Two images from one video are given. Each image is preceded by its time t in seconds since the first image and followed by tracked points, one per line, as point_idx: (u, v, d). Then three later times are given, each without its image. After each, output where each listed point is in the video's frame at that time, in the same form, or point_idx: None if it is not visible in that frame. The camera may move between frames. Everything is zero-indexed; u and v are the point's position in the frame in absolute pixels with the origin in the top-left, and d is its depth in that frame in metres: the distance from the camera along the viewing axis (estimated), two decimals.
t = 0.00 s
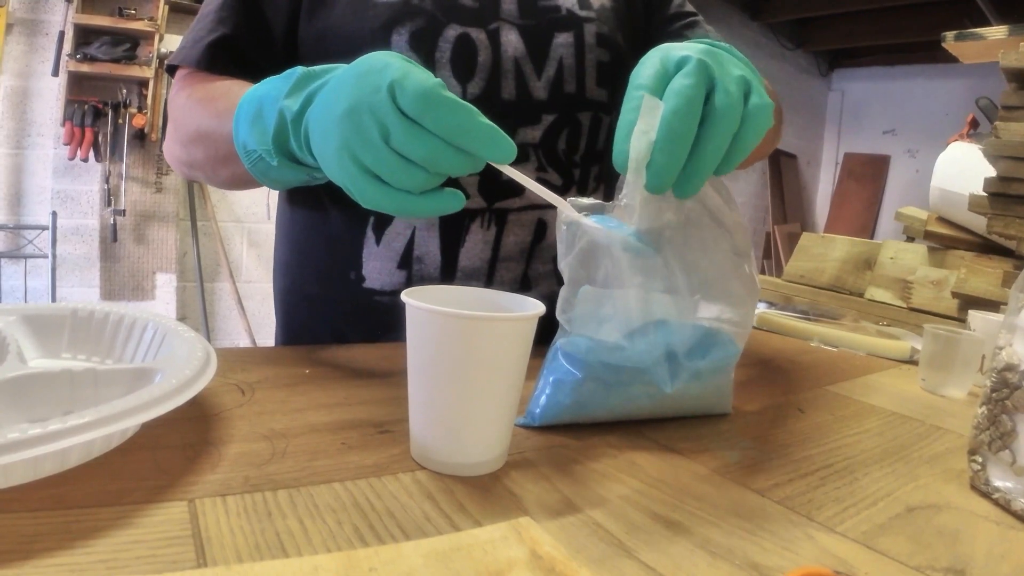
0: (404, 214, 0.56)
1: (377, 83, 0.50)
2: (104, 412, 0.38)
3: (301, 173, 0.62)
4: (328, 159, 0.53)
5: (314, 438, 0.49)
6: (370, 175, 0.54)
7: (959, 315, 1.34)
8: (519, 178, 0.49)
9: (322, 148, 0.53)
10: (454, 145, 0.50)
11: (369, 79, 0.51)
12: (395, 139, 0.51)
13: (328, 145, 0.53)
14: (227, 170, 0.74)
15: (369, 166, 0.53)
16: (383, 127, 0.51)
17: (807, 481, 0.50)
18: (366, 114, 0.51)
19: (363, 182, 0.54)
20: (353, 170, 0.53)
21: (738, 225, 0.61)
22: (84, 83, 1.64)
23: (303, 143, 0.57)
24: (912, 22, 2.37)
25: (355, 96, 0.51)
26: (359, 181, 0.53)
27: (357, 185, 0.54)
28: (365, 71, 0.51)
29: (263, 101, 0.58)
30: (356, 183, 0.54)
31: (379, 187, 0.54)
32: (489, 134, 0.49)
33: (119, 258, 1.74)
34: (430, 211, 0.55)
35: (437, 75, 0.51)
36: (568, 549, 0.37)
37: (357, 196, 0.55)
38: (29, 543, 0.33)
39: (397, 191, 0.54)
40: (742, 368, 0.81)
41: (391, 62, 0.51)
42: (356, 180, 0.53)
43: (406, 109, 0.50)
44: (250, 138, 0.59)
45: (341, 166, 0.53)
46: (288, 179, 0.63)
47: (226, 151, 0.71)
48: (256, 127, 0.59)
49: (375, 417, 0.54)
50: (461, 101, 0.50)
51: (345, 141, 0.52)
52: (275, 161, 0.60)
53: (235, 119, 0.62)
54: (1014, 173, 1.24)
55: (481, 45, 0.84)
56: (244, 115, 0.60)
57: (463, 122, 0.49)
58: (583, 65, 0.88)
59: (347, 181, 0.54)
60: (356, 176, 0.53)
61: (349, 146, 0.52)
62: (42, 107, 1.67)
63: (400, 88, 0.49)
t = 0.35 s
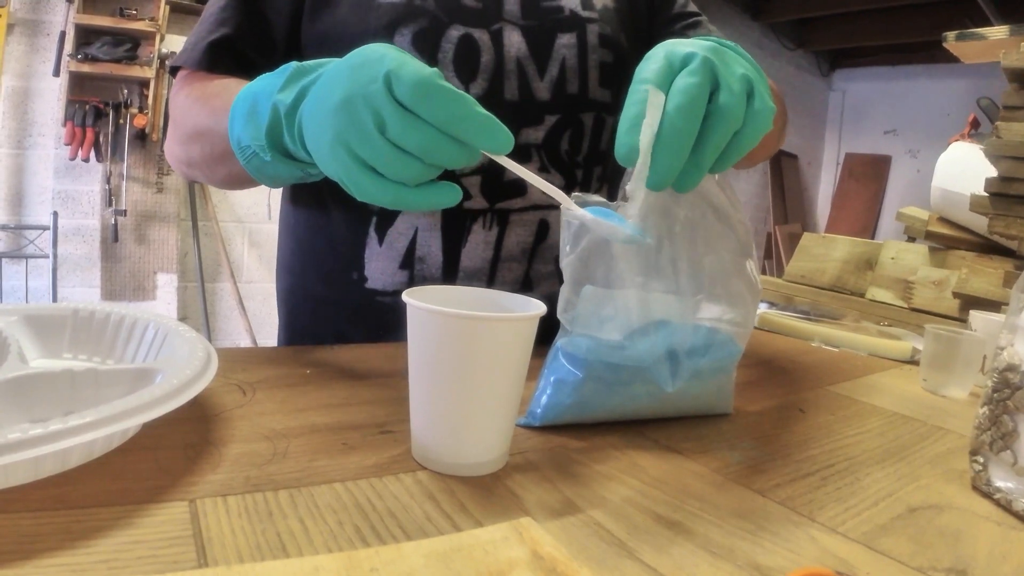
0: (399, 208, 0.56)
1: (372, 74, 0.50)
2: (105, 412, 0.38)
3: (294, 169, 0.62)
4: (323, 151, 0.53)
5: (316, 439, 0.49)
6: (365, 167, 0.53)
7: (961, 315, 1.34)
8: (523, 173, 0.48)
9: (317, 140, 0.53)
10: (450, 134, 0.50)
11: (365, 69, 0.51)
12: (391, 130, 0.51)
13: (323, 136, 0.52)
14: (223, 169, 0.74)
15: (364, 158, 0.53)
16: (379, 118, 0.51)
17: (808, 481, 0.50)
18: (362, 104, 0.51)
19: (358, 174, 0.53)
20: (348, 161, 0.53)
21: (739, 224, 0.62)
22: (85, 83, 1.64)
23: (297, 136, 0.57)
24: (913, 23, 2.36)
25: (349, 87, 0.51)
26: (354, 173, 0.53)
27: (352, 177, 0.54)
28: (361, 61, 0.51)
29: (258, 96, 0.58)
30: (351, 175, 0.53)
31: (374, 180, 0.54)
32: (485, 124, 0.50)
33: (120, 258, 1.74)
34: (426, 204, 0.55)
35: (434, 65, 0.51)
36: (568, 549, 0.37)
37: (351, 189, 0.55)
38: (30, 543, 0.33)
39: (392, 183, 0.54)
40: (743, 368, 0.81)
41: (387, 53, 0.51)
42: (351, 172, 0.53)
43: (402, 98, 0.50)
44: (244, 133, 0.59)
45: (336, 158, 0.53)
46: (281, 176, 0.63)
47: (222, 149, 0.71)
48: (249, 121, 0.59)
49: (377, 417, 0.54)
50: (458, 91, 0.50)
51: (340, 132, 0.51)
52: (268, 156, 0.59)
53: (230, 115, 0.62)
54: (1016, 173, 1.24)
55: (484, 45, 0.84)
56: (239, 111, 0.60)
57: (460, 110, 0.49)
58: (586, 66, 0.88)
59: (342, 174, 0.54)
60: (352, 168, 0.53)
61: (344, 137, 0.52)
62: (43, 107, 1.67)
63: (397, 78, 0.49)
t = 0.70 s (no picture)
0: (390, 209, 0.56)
1: (361, 76, 0.50)
2: (106, 412, 0.39)
3: (284, 168, 0.62)
4: (312, 152, 0.53)
5: (316, 439, 0.49)
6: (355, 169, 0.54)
7: (961, 315, 1.34)
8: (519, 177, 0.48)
9: (306, 143, 0.53)
10: (439, 137, 0.50)
11: (355, 71, 0.50)
12: (380, 133, 0.51)
13: (312, 138, 0.52)
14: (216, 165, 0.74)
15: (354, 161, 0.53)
16: (368, 120, 0.51)
17: (808, 481, 0.50)
18: (352, 107, 0.51)
19: (347, 176, 0.54)
20: (337, 163, 0.53)
21: (738, 225, 0.62)
22: (86, 83, 1.65)
23: (285, 133, 0.57)
24: (914, 23, 2.36)
25: (339, 90, 0.50)
26: (344, 176, 0.54)
27: (342, 178, 0.54)
28: (350, 63, 0.51)
29: (247, 96, 0.58)
30: (341, 176, 0.54)
31: (364, 181, 0.54)
32: (474, 126, 0.50)
33: (120, 258, 1.74)
34: (416, 206, 0.55)
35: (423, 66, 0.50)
36: (567, 550, 0.37)
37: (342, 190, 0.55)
38: (30, 543, 0.33)
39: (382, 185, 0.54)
40: (744, 368, 0.81)
41: (376, 54, 0.51)
42: (341, 174, 0.53)
43: (390, 101, 0.49)
44: (234, 133, 0.59)
45: (326, 159, 0.53)
46: (272, 175, 0.63)
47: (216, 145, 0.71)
48: (238, 119, 0.58)
49: (377, 417, 0.54)
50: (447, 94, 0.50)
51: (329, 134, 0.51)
52: (258, 156, 0.59)
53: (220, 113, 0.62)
54: (1017, 173, 1.24)
55: (487, 46, 0.84)
56: (230, 108, 0.60)
57: (448, 114, 0.49)
58: (588, 67, 0.88)
59: (332, 176, 0.54)
60: (342, 169, 0.53)
61: (334, 139, 0.52)
62: (44, 107, 1.67)
63: (386, 80, 0.49)
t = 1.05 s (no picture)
0: (393, 197, 0.55)
1: (368, 59, 0.50)
2: (107, 412, 0.39)
3: (280, 157, 0.61)
4: (314, 140, 0.53)
5: (316, 439, 0.49)
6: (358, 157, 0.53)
7: (962, 316, 1.34)
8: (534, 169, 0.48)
9: (308, 129, 0.53)
10: (447, 120, 0.50)
11: (359, 54, 0.50)
12: (388, 118, 0.51)
13: (315, 124, 0.52)
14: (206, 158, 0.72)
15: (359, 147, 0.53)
16: (375, 105, 0.51)
17: (808, 481, 0.50)
18: (357, 90, 0.50)
19: (351, 163, 0.53)
20: (341, 149, 0.52)
21: (739, 226, 0.62)
22: (86, 83, 1.65)
23: (282, 122, 0.57)
24: (914, 23, 2.36)
25: (344, 73, 0.50)
26: (348, 163, 0.53)
27: (346, 165, 0.53)
28: (355, 46, 0.50)
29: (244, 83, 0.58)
30: (345, 163, 0.53)
31: (366, 168, 0.54)
32: (483, 111, 0.50)
33: (120, 259, 1.74)
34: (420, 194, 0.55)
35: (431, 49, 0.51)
36: (567, 549, 0.37)
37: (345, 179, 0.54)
38: (29, 543, 0.33)
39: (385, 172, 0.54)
40: (744, 368, 0.81)
41: (379, 38, 0.51)
42: (344, 161, 0.53)
43: (398, 84, 0.50)
44: (230, 120, 0.59)
45: (330, 146, 0.52)
46: (268, 165, 0.62)
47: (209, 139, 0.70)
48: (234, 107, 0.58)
49: (377, 417, 0.54)
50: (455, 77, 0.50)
51: (334, 119, 0.51)
52: (252, 144, 0.59)
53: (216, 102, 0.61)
54: (1017, 174, 1.24)
55: (488, 47, 0.84)
56: (224, 99, 0.59)
57: (459, 96, 0.49)
58: (588, 68, 0.88)
59: (336, 163, 0.53)
60: (345, 155, 0.53)
61: (338, 124, 0.51)
62: (44, 108, 1.67)
63: (393, 63, 0.49)
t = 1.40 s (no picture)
0: (382, 191, 0.55)
1: (357, 52, 0.50)
2: (108, 411, 0.39)
3: (264, 151, 0.62)
4: (302, 132, 0.52)
5: (317, 439, 0.49)
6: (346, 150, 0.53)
7: (963, 316, 1.34)
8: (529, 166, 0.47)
9: (297, 123, 0.52)
10: (439, 114, 0.50)
11: (350, 48, 0.50)
12: (378, 111, 0.50)
13: (305, 117, 0.51)
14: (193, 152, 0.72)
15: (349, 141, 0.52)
16: (365, 98, 0.50)
17: (809, 481, 0.50)
18: (348, 83, 0.50)
19: (339, 156, 0.53)
20: (331, 143, 0.52)
21: (739, 222, 0.62)
22: (87, 83, 1.65)
23: (267, 116, 0.57)
24: (915, 23, 2.36)
25: (333, 66, 0.50)
26: (337, 157, 0.53)
27: (335, 159, 0.53)
28: (343, 39, 0.50)
29: (231, 75, 0.58)
30: (334, 157, 0.53)
31: (355, 161, 0.53)
32: (476, 104, 0.49)
33: (121, 258, 1.74)
34: (408, 187, 0.55)
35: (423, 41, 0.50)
36: (568, 550, 0.37)
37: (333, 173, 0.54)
38: (29, 543, 0.33)
39: (375, 166, 0.54)
40: (744, 368, 0.81)
41: (370, 31, 0.50)
42: (333, 154, 0.52)
43: (391, 78, 0.49)
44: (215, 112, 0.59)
45: (319, 141, 0.52)
46: (253, 159, 0.62)
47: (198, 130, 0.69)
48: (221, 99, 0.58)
49: (378, 417, 0.54)
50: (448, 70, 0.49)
51: (324, 112, 0.51)
52: (237, 137, 0.59)
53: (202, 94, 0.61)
54: (1018, 173, 1.24)
55: (489, 47, 0.84)
56: (210, 92, 0.60)
57: (453, 89, 0.49)
58: (590, 68, 0.88)
59: (325, 157, 0.53)
60: (334, 149, 0.52)
61: (328, 118, 0.51)
62: (45, 108, 1.67)
63: (385, 56, 0.49)
